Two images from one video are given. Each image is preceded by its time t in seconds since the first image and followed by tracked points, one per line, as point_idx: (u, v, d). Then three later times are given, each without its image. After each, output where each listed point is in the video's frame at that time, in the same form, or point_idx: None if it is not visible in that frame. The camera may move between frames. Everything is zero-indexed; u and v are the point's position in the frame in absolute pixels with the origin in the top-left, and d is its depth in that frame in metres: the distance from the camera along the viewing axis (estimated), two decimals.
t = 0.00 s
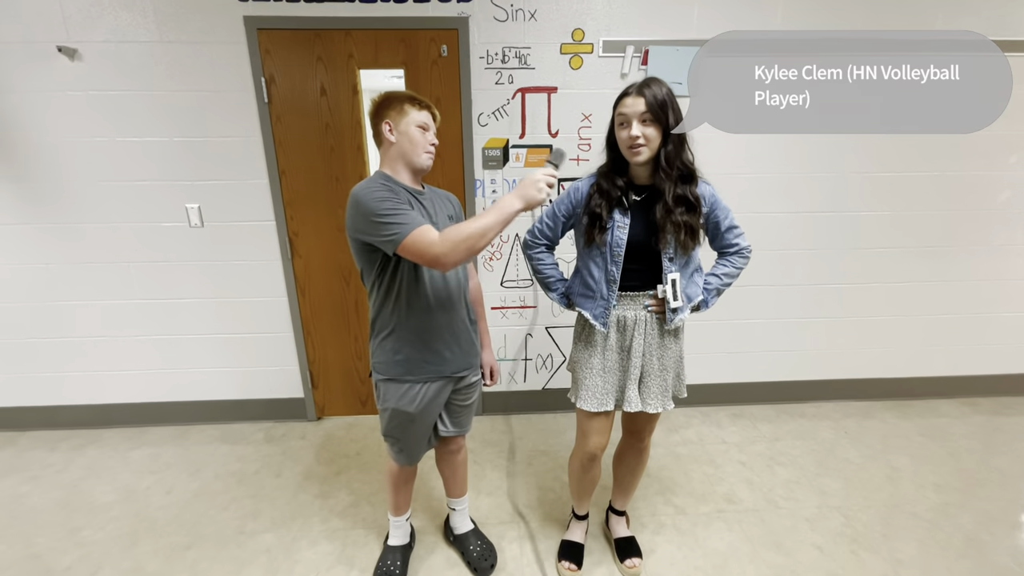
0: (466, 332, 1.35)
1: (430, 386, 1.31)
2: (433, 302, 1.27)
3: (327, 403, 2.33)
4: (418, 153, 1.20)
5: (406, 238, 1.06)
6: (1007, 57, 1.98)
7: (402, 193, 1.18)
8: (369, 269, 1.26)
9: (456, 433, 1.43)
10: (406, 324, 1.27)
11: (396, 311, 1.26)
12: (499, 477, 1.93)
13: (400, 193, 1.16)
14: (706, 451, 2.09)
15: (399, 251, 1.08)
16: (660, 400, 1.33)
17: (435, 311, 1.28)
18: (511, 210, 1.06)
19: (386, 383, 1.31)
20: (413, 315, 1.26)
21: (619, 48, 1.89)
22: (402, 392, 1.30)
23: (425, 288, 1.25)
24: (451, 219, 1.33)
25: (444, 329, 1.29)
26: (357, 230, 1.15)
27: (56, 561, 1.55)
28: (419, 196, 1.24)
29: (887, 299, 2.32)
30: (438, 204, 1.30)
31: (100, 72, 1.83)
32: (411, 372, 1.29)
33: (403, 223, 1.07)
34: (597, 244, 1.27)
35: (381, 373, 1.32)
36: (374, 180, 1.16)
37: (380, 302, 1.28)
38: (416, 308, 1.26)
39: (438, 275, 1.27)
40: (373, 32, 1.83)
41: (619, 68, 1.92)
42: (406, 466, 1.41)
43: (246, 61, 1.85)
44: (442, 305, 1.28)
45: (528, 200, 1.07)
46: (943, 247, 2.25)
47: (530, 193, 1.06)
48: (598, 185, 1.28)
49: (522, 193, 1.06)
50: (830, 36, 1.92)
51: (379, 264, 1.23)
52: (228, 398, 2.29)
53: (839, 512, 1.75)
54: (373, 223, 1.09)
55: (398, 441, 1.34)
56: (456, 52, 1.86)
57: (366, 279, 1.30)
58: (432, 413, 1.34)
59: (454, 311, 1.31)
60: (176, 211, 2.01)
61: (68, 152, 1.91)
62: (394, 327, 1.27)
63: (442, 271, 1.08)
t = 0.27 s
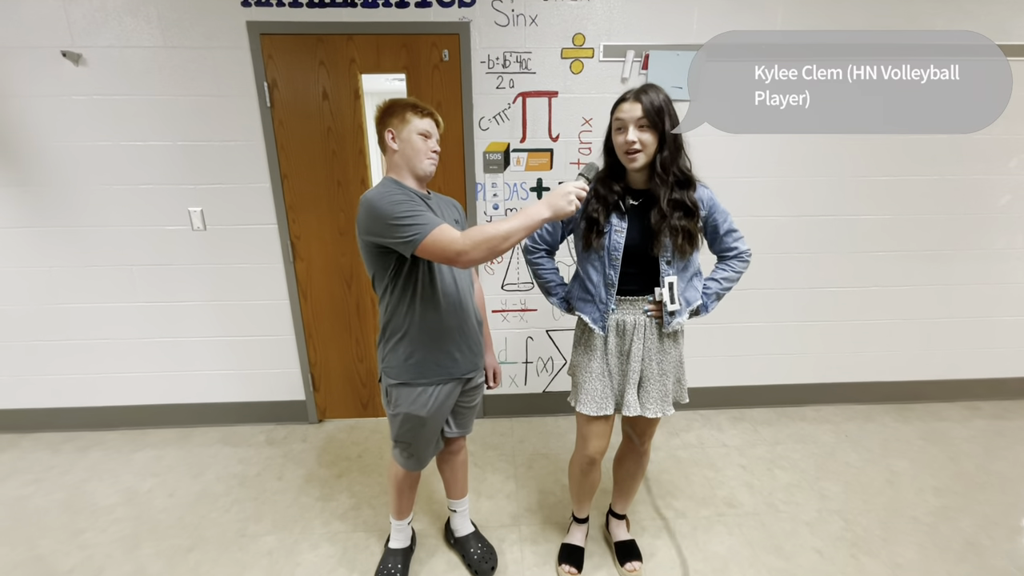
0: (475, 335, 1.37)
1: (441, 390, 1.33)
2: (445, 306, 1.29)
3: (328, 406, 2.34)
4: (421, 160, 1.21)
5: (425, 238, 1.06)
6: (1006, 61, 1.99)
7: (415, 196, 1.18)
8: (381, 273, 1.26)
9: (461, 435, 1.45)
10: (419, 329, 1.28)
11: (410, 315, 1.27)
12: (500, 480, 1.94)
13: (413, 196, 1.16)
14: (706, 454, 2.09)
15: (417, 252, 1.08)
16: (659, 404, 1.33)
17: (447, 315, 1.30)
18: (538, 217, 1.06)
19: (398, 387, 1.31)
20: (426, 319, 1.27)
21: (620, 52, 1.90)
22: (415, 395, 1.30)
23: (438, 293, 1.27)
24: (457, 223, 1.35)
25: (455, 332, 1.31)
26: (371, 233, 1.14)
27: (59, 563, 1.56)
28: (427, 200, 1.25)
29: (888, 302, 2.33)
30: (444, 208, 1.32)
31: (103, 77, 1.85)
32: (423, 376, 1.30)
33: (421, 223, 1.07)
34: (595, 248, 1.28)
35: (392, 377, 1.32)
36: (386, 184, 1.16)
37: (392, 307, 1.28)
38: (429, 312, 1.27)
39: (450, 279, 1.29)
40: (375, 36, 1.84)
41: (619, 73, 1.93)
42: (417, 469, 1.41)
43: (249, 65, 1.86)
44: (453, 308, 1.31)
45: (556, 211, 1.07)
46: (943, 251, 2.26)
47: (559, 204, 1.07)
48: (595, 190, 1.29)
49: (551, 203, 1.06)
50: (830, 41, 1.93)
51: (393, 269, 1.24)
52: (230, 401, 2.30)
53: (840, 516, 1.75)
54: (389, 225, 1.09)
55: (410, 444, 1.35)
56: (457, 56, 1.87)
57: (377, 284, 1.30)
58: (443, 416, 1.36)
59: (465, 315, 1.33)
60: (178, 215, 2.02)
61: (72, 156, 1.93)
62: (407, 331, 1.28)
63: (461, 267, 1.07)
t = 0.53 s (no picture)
0: (476, 337, 1.37)
1: (442, 392, 1.33)
2: (446, 308, 1.29)
3: (328, 407, 2.34)
4: (421, 163, 1.21)
5: (431, 242, 1.06)
6: (1005, 63, 1.99)
7: (419, 199, 1.19)
8: (384, 275, 1.26)
9: (462, 436, 1.45)
10: (420, 331, 1.28)
11: (412, 317, 1.28)
12: (500, 482, 1.94)
13: (417, 198, 1.17)
14: (706, 456, 2.09)
15: (422, 254, 1.08)
16: (657, 407, 1.33)
17: (449, 316, 1.30)
18: (544, 222, 1.05)
19: (400, 389, 1.32)
20: (429, 320, 1.28)
21: (619, 55, 1.91)
22: (417, 397, 1.31)
23: (440, 294, 1.27)
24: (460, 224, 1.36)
25: (458, 334, 1.32)
26: (375, 234, 1.14)
27: (60, 563, 1.57)
28: (430, 201, 1.26)
29: (888, 304, 2.33)
30: (446, 209, 1.32)
31: (105, 79, 1.85)
32: (423, 378, 1.30)
33: (427, 226, 1.07)
34: (591, 250, 1.29)
35: (394, 379, 1.32)
36: (390, 187, 1.16)
37: (395, 308, 1.29)
38: (431, 314, 1.28)
39: (452, 281, 1.30)
40: (376, 39, 1.84)
41: (619, 75, 1.93)
42: (418, 470, 1.42)
43: (250, 68, 1.87)
44: (456, 310, 1.31)
45: (562, 217, 1.06)
46: (943, 253, 2.26)
47: (566, 210, 1.05)
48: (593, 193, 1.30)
49: (558, 209, 1.05)
50: (829, 45, 1.93)
51: (396, 270, 1.24)
52: (231, 402, 2.30)
53: (840, 518, 1.75)
54: (394, 227, 1.09)
55: (412, 446, 1.35)
56: (458, 59, 1.88)
57: (380, 285, 1.30)
58: (445, 417, 1.36)
59: (466, 317, 1.34)
60: (179, 216, 2.03)
61: (74, 158, 1.94)
62: (410, 333, 1.29)
63: (466, 271, 1.08)
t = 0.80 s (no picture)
0: (476, 338, 1.37)
1: (441, 394, 1.33)
2: (446, 310, 1.29)
3: (328, 408, 2.34)
4: (422, 163, 1.21)
5: (432, 243, 1.06)
6: (1004, 64, 1.99)
7: (420, 200, 1.19)
8: (384, 275, 1.26)
9: (461, 437, 1.45)
10: (420, 332, 1.28)
11: (412, 318, 1.28)
12: (499, 483, 1.94)
13: (418, 200, 1.17)
14: (706, 457, 2.09)
15: (423, 256, 1.08)
16: (654, 408, 1.33)
17: (449, 318, 1.30)
18: (546, 223, 1.05)
19: (399, 390, 1.32)
20: (429, 321, 1.28)
21: (619, 56, 1.91)
22: (416, 398, 1.31)
23: (439, 295, 1.27)
24: (460, 225, 1.36)
25: (457, 335, 1.32)
26: (376, 235, 1.14)
27: (59, 564, 1.57)
28: (431, 202, 1.26)
29: (887, 305, 2.33)
30: (446, 210, 1.32)
31: (106, 80, 1.86)
32: (423, 379, 1.30)
33: (429, 227, 1.07)
34: (589, 250, 1.29)
35: (394, 380, 1.32)
36: (391, 187, 1.16)
37: (395, 309, 1.29)
38: (430, 315, 1.28)
39: (451, 282, 1.30)
40: (376, 40, 1.85)
41: (619, 76, 1.93)
42: (417, 471, 1.41)
43: (250, 69, 1.87)
44: (455, 311, 1.31)
45: (564, 218, 1.06)
46: (943, 254, 2.26)
47: (567, 211, 1.05)
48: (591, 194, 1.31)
49: (560, 210, 1.05)
50: (828, 45, 1.94)
51: (396, 271, 1.24)
52: (231, 403, 2.30)
53: (839, 519, 1.75)
54: (395, 227, 1.09)
55: (411, 447, 1.35)
56: (458, 60, 1.88)
57: (380, 286, 1.30)
58: (444, 418, 1.36)
59: (465, 319, 1.34)
60: (180, 217, 2.03)
61: (74, 159, 1.94)
62: (409, 334, 1.29)
63: (468, 272, 1.08)
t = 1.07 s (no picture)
0: (476, 339, 1.37)
1: (442, 394, 1.33)
2: (446, 310, 1.29)
3: (328, 408, 2.34)
4: (422, 163, 1.21)
5: (433, 244, 1.06)
6: (1005, 65, 2.00)
7: (420, 200, 1.18)
8: (384, 276, 1.26)
9: (462, 438, 1.45)
10: (420, 333, 1.28)
11: (412, 318, 1.28)
12: (499, 483, 1.94)
13: (418, 200, 1.17)
14: (707, 458, 2.09)
15: (424, 257, 1.08)
16: (653, 409, 1.33)
17: (449, 318, 1.30)
18: (547, 223, 1.05)
19: (400, 391, 1.32)
20: (429, 322, 1.28)
21: (620, 57, 1.91)
22: (417, 399, 1.31)
23: (439, 296, 1.27)
24: (461, 225, 1.36)
25: (458, 336, 1.32)
26: (376, 235, 1.14)
27: (59, 565, 1.56)
28: (431, 203, 1.26)
29: (888, 305, 2.32)
30: (447, 210, 1.32)
31: (107, 81, 1.86)
32: (423, 380, 1.30)
33: (430, 228, 1.07)
34: (588, 250, 1.29)
35: (394, 381, 1.32)
36: (392, 188, 1.17)
37: (395, 310, 1.29)
38: (430, 316, 1.28)
39: (452, 283, 1.30)
40: (376, 41, 1.85)
41: (619, 77, 1.93)
42: (418, 472, 1.41)
43: (251, 70, 1.87)
44: (456, 312, 1.31)
45: (565, 219, 1.05)
46: (944, 254, 2.25)
47: (569, 212, 1.05)
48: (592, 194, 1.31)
49: (561, 210, 1.05)
50: (828, 46, 1.94)
51: (396, 272, 1.24)
52: (232, 404, 2.30)
53: (841, 520, 1.75)
54: (394, 228, 1.09)
55: (411, 448, 1.35)
56: (458, 60, 1.88)
57: (380, 287, 1.30)
58: (445, 419, 1.36)
59: (466, 319, 1.33)
60: (180, 218, 2.03)
61: (75, 160, 1.94)
62: (410, 335, 1.28)
63: (469, 272, 1.08)
